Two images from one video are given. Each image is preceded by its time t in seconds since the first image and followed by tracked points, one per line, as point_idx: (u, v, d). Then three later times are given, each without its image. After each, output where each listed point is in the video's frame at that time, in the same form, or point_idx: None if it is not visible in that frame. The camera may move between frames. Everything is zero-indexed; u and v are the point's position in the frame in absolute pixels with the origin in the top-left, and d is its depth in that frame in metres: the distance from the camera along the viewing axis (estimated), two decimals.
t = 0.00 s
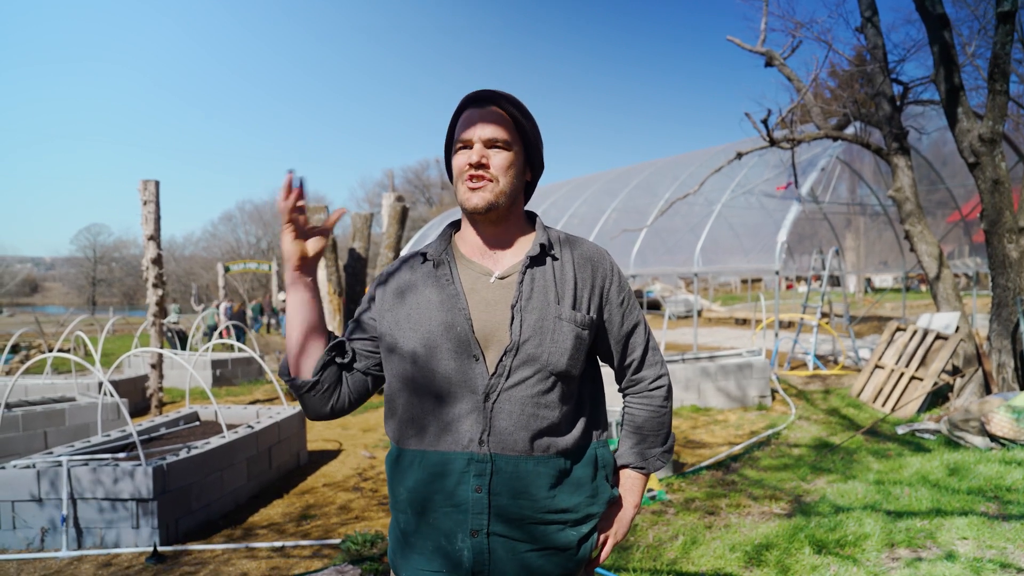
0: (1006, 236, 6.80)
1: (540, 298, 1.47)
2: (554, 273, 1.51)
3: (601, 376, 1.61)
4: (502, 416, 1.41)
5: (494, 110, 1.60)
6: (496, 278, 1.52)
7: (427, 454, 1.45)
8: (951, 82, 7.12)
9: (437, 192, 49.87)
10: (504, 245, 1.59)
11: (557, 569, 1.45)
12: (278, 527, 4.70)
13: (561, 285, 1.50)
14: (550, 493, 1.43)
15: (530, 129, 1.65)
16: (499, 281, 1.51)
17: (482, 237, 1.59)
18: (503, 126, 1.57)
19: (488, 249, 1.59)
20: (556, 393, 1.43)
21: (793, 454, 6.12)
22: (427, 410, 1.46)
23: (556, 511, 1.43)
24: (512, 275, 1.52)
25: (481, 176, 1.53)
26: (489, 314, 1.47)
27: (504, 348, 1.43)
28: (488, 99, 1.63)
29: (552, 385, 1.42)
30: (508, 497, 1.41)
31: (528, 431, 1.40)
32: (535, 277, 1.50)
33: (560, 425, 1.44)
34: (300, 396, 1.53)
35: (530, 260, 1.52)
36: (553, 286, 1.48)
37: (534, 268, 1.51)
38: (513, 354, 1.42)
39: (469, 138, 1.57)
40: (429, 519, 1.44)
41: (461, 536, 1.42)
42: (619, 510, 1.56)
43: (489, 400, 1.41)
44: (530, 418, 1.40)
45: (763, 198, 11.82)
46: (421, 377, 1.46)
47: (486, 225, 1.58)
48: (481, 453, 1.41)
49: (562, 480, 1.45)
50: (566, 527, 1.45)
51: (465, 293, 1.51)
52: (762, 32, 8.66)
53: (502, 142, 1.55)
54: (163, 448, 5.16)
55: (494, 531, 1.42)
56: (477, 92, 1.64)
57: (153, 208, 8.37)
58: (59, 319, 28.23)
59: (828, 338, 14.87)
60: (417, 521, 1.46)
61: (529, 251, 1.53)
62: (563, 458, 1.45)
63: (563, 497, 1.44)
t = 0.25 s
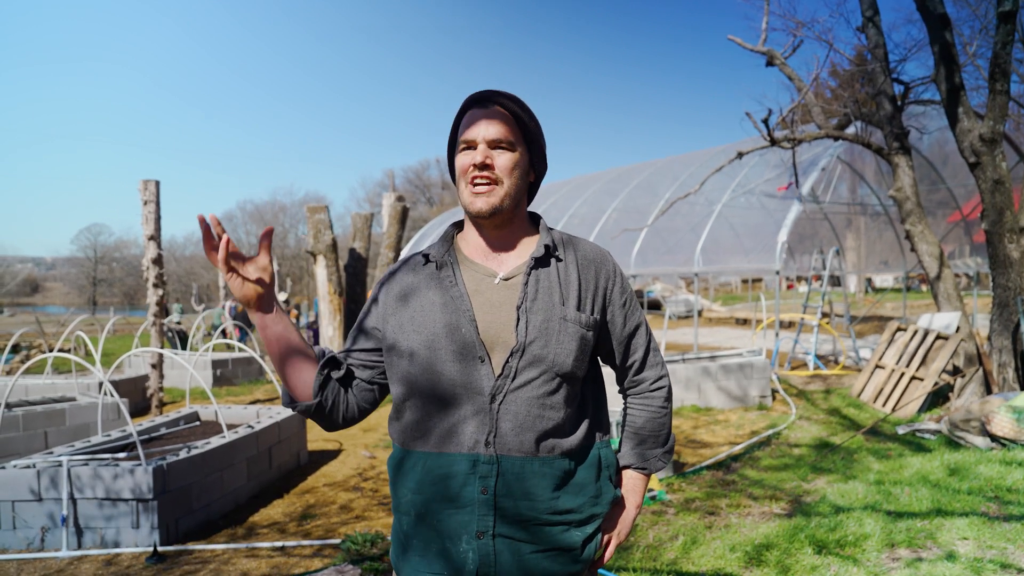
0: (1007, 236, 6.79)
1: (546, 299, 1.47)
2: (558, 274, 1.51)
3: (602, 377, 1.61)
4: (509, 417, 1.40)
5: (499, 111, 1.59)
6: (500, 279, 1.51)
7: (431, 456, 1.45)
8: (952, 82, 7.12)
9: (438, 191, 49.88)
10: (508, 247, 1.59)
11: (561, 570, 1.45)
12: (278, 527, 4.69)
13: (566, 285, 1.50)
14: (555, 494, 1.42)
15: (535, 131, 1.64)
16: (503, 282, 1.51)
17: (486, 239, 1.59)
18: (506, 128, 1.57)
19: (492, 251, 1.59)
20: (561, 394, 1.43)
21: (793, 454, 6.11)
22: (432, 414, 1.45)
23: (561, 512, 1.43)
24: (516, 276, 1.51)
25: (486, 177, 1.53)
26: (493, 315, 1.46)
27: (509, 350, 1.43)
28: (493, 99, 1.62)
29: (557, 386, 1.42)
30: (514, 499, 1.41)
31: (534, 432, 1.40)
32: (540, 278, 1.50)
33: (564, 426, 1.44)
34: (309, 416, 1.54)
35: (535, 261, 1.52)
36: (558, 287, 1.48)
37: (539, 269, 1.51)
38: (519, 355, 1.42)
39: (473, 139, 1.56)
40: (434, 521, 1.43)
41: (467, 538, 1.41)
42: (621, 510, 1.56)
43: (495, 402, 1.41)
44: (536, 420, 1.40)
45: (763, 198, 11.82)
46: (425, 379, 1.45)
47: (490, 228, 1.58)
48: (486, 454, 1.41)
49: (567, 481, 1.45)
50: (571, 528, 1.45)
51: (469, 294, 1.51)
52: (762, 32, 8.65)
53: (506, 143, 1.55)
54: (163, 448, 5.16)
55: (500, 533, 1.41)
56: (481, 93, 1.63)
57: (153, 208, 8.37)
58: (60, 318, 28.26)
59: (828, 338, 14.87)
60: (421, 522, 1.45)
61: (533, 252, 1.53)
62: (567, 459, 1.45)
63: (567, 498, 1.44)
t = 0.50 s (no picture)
0: (1008, 236, 6.79)
1: (548, 299, 1.46)
2: (561, 274, 1.51)
3: (604, 377, 1.60)
4: (512, 417, 1.40)
5: (500, 110, 1.59)
6: (503, 279, 1.51)
7: (435, 456, 1.44)
8: (952, 81, 7.11)
9: (438, 191, 49.92)
10: (510, 247, 1.59)
11: (564, 569, 1.45)
12: (279, 527, 4.69)
13: (568, 286, 1.50)
14: (558, 494, 1.42)
15: (536, 130, 1.64)
16: (505, 282, 1.51)
17: (488, 239, 1.59)
18: (508, 127, 1.56)
19: (494, 251, 1.59)
20: (564, 394, 1.43)
21: (794, 454, 6.11)
22: (435, 415, 1.45)
23: (564, 512, 1.43)
24: (518, 276, 1.51)
25: (487, 176, 1.53)
26: (496, 315, 1.46)
27: (513, 351, 1.43)
28: (494, 99, 1.62)
29: (560, 386, 1.42)
30: (519, 499, 1.40)
31: (537, 433, 1.40)
32: (543, 278, 1.49)
33: (567, 426, 1.44)
34: (320, 424, 1.55)
35: (537, 261, 1.51)
36: (560, 287, 1.48)
37: (541, 269, 1.51)
38: (522, 356, 1.41)
39: (474, 138, 1.56)
40: (438, 522, 1.43)
41: (471, 538, 1.40)
42: (623, 510, 1.56)
43: (499, 403, 1.40)
44: (540, 420, 1.40)
45: (763, 198, 11.81)
46: (428, 381, 1.45)
47: (491, 228, 1.57)
48: (490, 455, 1.40)
49: (570, 481, 1.44)
50: (574, 527, 1.45)
51: (471, 295, 1.50)
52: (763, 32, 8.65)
53: (508, 143, 1.55)
54: (163, 448, 5.16)
55: (504, 534, 1.41)
56: (483, 92, 1.63)
57: (153, 208, 8.38)
58: (61, 318, 28.30)
59: (828, 338, 14.87)
60: (425, 523, 1.45)
61: (536, 252, 1.53)
62: (570, 459, 1.45)
63: (571, 498, 1.44)
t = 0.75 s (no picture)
0: (1008, 236, 6.78)
1: (550, 299, 1.46)
2: (563, 274, 1.50)
3: (605, 377, 1.60)
4: (514, 417, 1.39)
5: (503, 110, 1.59)
6: (505, 279, 1.51)
7: (437, 456, 1.44)
8: (954, 81, 7.10)
9: (438, 191, 49.92)
10: (512, 248, 1.58)
11: (564, 569, 1.45)
12: (279, 527, 4.69)
13: (570, 285, 1.49)
14: (559, 494, 1.42)
15: (539, 130, 1.64)
16: (508, 282, 1.50)
17: (489, 239, 1.59)
18: (511, 128, 1.56)
19: (496, 251, 1.58)
20: (565, 395, 1.43)
21: (794, 454, 6.11)
22: (436, 416, 1.44)
23: (565, 512, 1.43)
24: (521, 276, 1.51)
25: (490, 176, 1.52)
26: (498, 314, 1.46)
27: (514, 351, 1.42)
28: (497, 99, 1.62)
29: (561, 387, 1.42)
30: (520, 499, 1.40)
31: (540, 432, 1.40)
32: (545, 278, 1.49)
33: (569, 426, 1.44)
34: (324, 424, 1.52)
35: (539, 261, 1.51)
36: (562, 287, 1.48)
37: (544, 269, 1.51)
38: (525, 356, 1.41)
39: (477, 138, 1.56)
40: (440, 522, 1.42)
41: (473, 538, 1.40)
42: (622, 509, 1.55)
43: (500, 403, 1.40)
44: (541, 420, 1.40)
45: (764, 198, 11.81)
46: (429, 381, 1.44)
47: (493, 228, 1.57)
48: (492, 454, 1.40)
49: (571, 481, 1.44)
50: (575, 527, 1.44)
51: (473, 295, 1.50)
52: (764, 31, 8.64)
53: (510, 143, 1.55)
54: (163, 448, 5.15)
55: (506, 533, 1.41)
56: (486, 92, 1.63)
57: (154, 207, 8.38)
58: (61, 319, 28.32)
59: (829, 338, 14.86)
60: (426, 523, 1.44)
61: (538, 252, 1.52)
62: (572, 458, 1.45)
63: (572, 498, 1.43)
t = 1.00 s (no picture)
0: (1009, 236, 6.77)
1: (551, 298, 1.46)
2: (564, 273, 1.50)
3: (607, 377, 1.60)
4: (514, 416, 1.39)
5: (504, 110, 1.59)
6: (506, 278, 1.50)
7: (438, 455, 1.44)
8: (954, 81, 7.09)
9: (439, 191, 49.92)
10: (513, 247, 1.58)
11: (567, 569, 1.44)
12: (278, 527, 4.69)
13: (571, 284, 1.49)
14: (562, 493, 1.41)
15: (540, 130, 1.64)
16: (509, 281, 1.50)
17: (491, 239, 1.58)
18: (513, 128, 1.56)
19: (498, 251, 1.58)
20: (566, 395, 1.43)
21: (794, 454, 6.10)
22: (436, 415, 1.44)
23: (567, 511, 1.42)
24: (522, 274, 1.50)
25: (491, 176, 1.52)
26: (499, 313, 1.46)
27: (514, 350, 1.42)
28: (499, 98, 1.62)
29: (562, 386, 1.42)
30: (522, 498, 1.40)
31: (540, 432, 1.39)
32: (546, 277, 1.49)
33: (570, 426, 1.44)
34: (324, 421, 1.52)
35: (540, 260, 1.51)
36: (563, 286, 1.48)
37: (545, 268, 1.50)
38: (525, 355, 1.41)
39: (479, 138, 1.56)
40: (441, 521, 1.42)
41: (475, 537, 1.40)
42: (624, 510, 1.55)
43: (500, 402, 1.40)
44: (541, 420, 1.39)
45: (764, 198, 11.80)
46: (430, 380, 1.44)
47: (495, 227, 1.57)
48: (493, 454, 1.39)
49: (573, 481, 1.44)
50: (577, 527, 1.44)
51: (475, 293, 1.50)
52: (764, 31, 8.63)
53: (512, 142, 1.55)
54: (163, 448, 5.15)
55: (507, 532, 1.40)
56: (488, 92, 1.63)
57: (154, 207, 8.38)
58: (62, 318, 28.36)
59: (829, 338, 14.86)
60: (427, 522, 1.44)
61: (539, 251, 1.52)
62: (573, 458, 1.44)
63: (575, 497, 1.43)
